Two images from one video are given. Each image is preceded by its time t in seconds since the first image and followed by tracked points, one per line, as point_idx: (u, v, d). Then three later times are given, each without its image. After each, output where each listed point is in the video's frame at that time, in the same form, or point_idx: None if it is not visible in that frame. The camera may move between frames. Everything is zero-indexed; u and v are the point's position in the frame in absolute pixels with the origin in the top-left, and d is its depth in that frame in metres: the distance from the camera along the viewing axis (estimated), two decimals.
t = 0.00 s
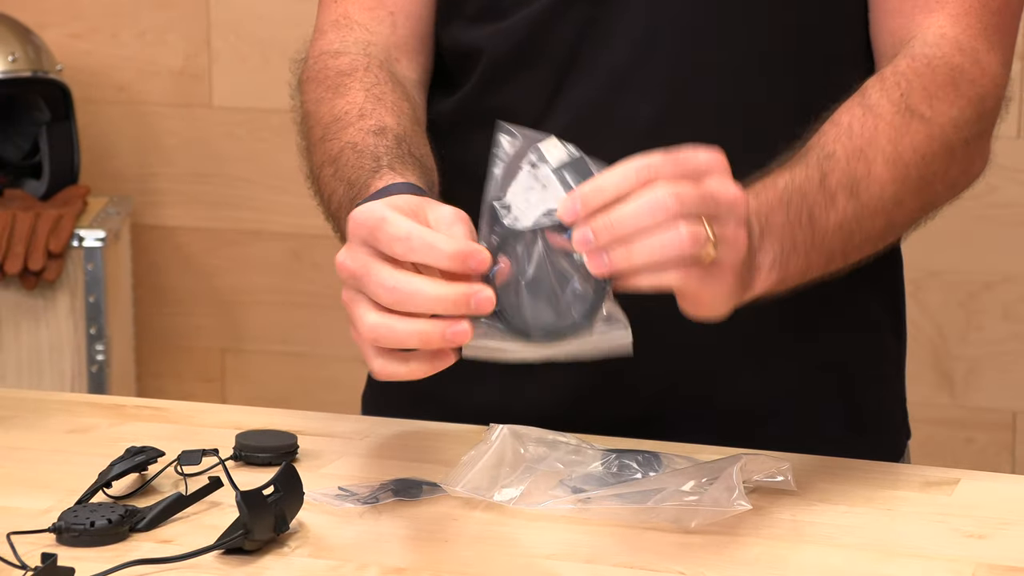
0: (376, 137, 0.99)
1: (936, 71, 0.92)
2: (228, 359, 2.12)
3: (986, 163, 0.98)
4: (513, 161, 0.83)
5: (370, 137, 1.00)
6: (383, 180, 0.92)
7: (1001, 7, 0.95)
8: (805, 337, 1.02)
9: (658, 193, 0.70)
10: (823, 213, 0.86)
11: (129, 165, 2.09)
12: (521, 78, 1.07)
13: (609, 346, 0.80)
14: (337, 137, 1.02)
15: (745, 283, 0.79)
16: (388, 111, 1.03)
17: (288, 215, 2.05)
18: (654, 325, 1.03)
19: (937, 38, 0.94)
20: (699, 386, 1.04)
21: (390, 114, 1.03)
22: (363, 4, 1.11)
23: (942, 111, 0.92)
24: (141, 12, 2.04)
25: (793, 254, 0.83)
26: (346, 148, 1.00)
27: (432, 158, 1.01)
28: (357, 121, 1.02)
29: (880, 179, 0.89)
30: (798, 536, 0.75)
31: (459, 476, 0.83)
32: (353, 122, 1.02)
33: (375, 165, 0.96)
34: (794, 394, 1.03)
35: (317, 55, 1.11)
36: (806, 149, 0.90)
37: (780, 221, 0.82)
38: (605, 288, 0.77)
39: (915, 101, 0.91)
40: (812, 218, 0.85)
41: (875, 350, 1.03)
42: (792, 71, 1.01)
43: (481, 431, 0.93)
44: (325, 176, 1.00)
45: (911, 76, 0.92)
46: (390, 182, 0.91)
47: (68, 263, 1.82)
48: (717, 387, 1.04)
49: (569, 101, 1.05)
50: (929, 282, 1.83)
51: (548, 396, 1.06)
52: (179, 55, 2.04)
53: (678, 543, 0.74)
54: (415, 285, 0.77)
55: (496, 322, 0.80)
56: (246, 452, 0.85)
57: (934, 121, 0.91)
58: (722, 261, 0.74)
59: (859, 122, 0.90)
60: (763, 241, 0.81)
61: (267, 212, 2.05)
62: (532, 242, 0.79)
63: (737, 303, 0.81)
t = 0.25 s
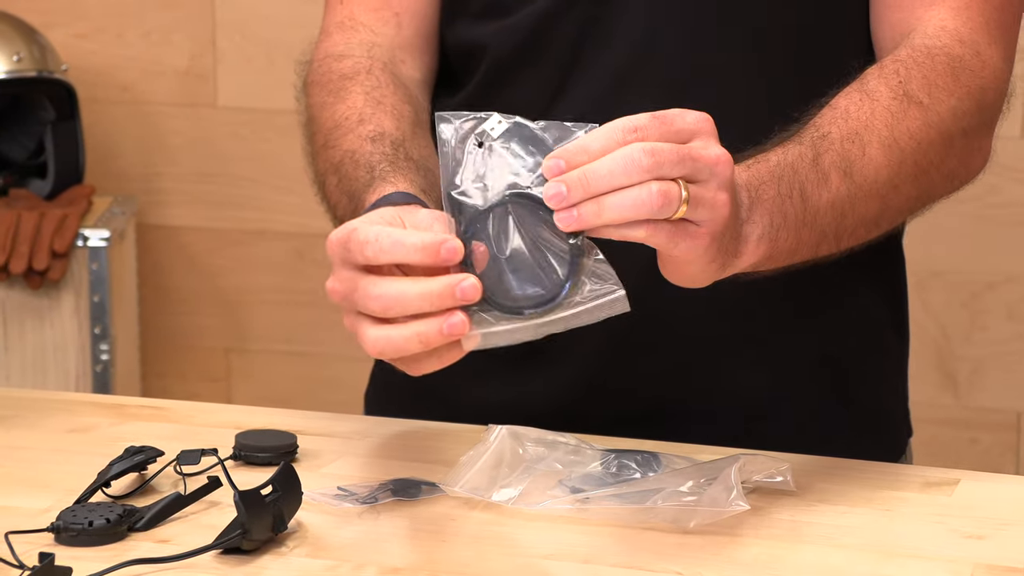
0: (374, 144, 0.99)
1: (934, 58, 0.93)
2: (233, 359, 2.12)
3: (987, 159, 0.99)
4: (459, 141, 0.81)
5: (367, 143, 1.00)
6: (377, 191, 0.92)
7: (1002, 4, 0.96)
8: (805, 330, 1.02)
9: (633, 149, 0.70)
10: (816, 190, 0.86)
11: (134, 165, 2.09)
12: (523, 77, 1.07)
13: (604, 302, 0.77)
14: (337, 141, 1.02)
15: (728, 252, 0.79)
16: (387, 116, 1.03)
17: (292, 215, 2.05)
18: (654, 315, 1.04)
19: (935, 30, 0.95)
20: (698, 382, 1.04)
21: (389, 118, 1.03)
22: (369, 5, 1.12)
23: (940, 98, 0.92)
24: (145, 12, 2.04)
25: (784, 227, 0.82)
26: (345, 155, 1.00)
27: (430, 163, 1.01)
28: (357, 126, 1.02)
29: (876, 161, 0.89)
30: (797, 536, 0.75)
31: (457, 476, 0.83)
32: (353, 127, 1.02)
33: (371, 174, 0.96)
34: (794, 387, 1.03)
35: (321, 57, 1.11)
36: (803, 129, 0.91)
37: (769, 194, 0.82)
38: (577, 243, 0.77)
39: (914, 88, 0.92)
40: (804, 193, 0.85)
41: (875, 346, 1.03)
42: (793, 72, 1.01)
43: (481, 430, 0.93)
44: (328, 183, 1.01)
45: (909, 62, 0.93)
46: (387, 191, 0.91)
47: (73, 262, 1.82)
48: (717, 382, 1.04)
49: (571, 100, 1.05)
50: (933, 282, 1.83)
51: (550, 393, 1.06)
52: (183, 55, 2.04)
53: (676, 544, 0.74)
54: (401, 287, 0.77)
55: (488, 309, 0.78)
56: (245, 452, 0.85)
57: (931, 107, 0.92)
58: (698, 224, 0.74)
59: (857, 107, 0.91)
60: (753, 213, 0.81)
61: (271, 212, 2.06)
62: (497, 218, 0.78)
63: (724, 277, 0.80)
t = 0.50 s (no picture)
0: (372, 137, 0.99)
1: (935, 57, 0.93)
2: (238, 359, 2.12)
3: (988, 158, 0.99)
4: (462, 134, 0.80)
5: (366, 136, 1.00)
6: (374, 181, 0.92)
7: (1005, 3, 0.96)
8: (804, 328, 1.02)
9: (631, 147, 0.70)
10: (816, 188, 0.86)
11: (138, 165, 2.09)
12: (523, 75, 1.07)
13: (590, 306, 0.78)
14: (335, 135, 1.02)
15: (728, 249, 0.79)
16: (386, 110, 1.03)
17: (295, 214, 2.05)
18: (655, 313, 1.04)
19: (936, 28, 0.95)
20: (698, 381, 1.04)
21: (388, 113, 1.03)
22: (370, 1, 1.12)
23: (941, 97, 0.92)
24: (150, 11, 2.04)
25: (784, 225, 0.82)
26: (343, 148, 1.00)
27: (428, 156, 1.01)
28: (356, 120, 1.02)
29: (877, 160, 0.89)
30: (796, 537, 0.75)
31: (454, 475, 0.83)
32: (351, 120, 1.02)
33: (369, 165, 0.96)
34: (795, 388, 1.03)
35: (322, 52, 1.11)
36: (803, 128, 0.91)
37: (768, 192, 0.82)
38: (571, 241, 0.77)
39: (915, 87, 0.92)
40: (804, 191, 0.85)
41: (876, 347, 1.03)
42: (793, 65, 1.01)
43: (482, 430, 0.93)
44: (325, 176, 1.01)
45: (910, 61, 0.93)
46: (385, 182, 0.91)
47: (77, 262, 1.82)
48: (716, 380, 1.04)
49: (572, 98, 1.05)
50: (938, 282, 1.83)
51: (549, 391, 1.06)
52: (188, 54, 2.04)
53: (676, 544, 0.74)
54: (386, 274, 0.78)
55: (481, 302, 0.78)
56: (246, 452, 0.85)
57: (932, 106, 0.92)
58: (695, 223, 0.75)
59: (857, 105, 0.91)
60: (752, 211, 0.81)
61: (274, 211, 2.06)
62: (493, 211, 0.77)
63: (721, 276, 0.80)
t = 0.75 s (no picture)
0: (376, 136, 0.99)
1: (935, 62, 0.93)
2: (243, 359, 2.12)
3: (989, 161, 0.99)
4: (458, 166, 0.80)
5: (370, 135, 0.99)
6: (379, 179, 0.92)
7: (1005, 6, 0.95)
8: (805, 330, 1.02)
9: (625, 169, 0.70)
10: (817, 196, 0.86)
11: (142, 164, 2.09)
12: (525, 77, 1.07)
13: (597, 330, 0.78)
14: (339, 134, 1.02)
15: (729, 261, 0.79)
16: (389, 110, 1.03)
17: (299, 214, 2.05)
18: (656, 316, 1.04)
19: (937, 32, 0.95)
20: (699, 384, 1.04)
21: (391, 112, 1.03)
22: (373, 2, 1.12)
23: (941, 102, 0.92)
24: (155, 11, 2.05)
25: (784, 233, 0.82)
26: (347, 146, 0.99)
27: (432, 154, 1.01)
28: (360, 119, 1.02)
29: (877, 167, 0.89)
30: (795, 537, 0.75)
31: (453, 475, 0.83)
32: (355, 119, 1.02)
33: (373, 163, 0.96)
34: (797, 390, 1.03)
35: (325, 53, 1.11)
36: (803, 135, 0.91)
37: (768, 202, 0.82)
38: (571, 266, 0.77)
39: (915, 92, 0.92)
40: (804, 200, 0.85)
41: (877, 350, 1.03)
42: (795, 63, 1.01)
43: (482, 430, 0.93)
44: (329, 174, 1.00)
45: (910, 66, 0.92)
46: (388, 180, 0.91)
47: (82, 261, 1.82)
48: (716, 383, 1.04)
49: (574, 99, 1.05)
50: (943, 282, 1.83)
51: (550, 392, 1.06)
52: (193, 54, 2.04)
53: (675, 544, 0.74)
54: (396, 266, 0.78)
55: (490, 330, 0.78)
56: (245, 451, 0.85)
57: (932, 111, 0.91)
58: (695, 240, 0.74)
59: (858, 112, 0.91)
60: (752, 220, 0.81)
61: (278, 211, 2.06)
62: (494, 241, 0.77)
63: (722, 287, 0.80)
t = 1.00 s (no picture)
0: (383, 141, 0.99)
1: (932, 65, 0.93)
2: (248, 358, 2.12)
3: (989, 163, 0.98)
4: (439, 170, 0.79)
5: (376, 141, 0.99)
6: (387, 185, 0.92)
7: (1004, 6, 0.95)
8: (805, 333, 1.02)
9: (610, 146, 0.70)
10: (810, 197, 0.86)
11: (146, 164, 2.10)
12: (526, 78, 1.07)
13: (579, 325, 0.77)
14: (345, 139, 1.02)
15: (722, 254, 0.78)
16: (395, 114, 1.03)
17: (301, 214, 2.06)
18: (655, 319, 1.04)
19: (934, 34, 0.94)
20: (697, 385, 1.04)
21: (396, 116, 1.03)
22: (375, 4, 1.12)
23: (936, 104, 0.92)
24: (159, 11, 2.05)
25: (777, 234, 0.82)
26: (354, 152, 0.99)
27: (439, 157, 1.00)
28: (365, 124, 1.02)
29: (872, 167, 0.89)
30: (793, 538, 0.75)
31: (452, 474, 0.83)
32: (360, 125, 1.02)
33: (380, 169, 0.96)
34: (799, 393, 1.03)
35: (328, 56, 1.11)
36: (798, 138, 0.91)
37: (759, 202, 0.82)
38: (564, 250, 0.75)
39: (910, 95, 0.91)
40: (796, 201, 0.85)
41: (879, 352, 1.03)
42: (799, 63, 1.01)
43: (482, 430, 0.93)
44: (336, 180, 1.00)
45: (906, 68, 0.92)
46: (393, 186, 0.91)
47: (86, 260, 1.82)
48: (715, 385, 1.04)
49: (575, 100, 1.05)
50: (947, 282, 1.83)
51: (551, 394, 1.06)
52: (197, 54, 2.05)
53: (674, 545, 0.74)
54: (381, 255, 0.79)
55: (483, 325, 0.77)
56: (244, 451, 0.85)
57: (928, 113, 0.91)
58: (685, 220, 0.74)
59: (852, 115, 0.91)
60: (743, 220, 0.81)
61: (281, 211, 2.06)
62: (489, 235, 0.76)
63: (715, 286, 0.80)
